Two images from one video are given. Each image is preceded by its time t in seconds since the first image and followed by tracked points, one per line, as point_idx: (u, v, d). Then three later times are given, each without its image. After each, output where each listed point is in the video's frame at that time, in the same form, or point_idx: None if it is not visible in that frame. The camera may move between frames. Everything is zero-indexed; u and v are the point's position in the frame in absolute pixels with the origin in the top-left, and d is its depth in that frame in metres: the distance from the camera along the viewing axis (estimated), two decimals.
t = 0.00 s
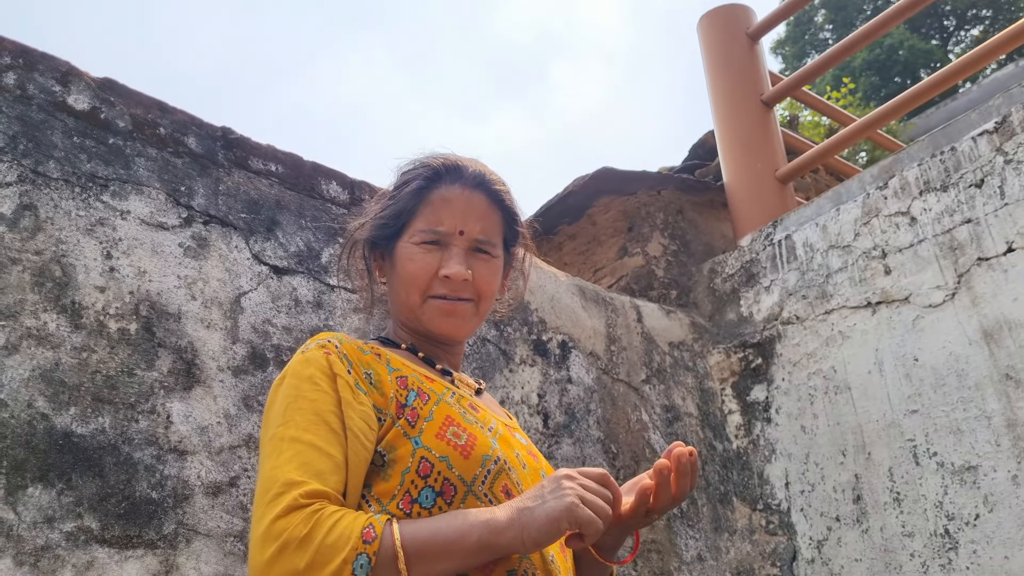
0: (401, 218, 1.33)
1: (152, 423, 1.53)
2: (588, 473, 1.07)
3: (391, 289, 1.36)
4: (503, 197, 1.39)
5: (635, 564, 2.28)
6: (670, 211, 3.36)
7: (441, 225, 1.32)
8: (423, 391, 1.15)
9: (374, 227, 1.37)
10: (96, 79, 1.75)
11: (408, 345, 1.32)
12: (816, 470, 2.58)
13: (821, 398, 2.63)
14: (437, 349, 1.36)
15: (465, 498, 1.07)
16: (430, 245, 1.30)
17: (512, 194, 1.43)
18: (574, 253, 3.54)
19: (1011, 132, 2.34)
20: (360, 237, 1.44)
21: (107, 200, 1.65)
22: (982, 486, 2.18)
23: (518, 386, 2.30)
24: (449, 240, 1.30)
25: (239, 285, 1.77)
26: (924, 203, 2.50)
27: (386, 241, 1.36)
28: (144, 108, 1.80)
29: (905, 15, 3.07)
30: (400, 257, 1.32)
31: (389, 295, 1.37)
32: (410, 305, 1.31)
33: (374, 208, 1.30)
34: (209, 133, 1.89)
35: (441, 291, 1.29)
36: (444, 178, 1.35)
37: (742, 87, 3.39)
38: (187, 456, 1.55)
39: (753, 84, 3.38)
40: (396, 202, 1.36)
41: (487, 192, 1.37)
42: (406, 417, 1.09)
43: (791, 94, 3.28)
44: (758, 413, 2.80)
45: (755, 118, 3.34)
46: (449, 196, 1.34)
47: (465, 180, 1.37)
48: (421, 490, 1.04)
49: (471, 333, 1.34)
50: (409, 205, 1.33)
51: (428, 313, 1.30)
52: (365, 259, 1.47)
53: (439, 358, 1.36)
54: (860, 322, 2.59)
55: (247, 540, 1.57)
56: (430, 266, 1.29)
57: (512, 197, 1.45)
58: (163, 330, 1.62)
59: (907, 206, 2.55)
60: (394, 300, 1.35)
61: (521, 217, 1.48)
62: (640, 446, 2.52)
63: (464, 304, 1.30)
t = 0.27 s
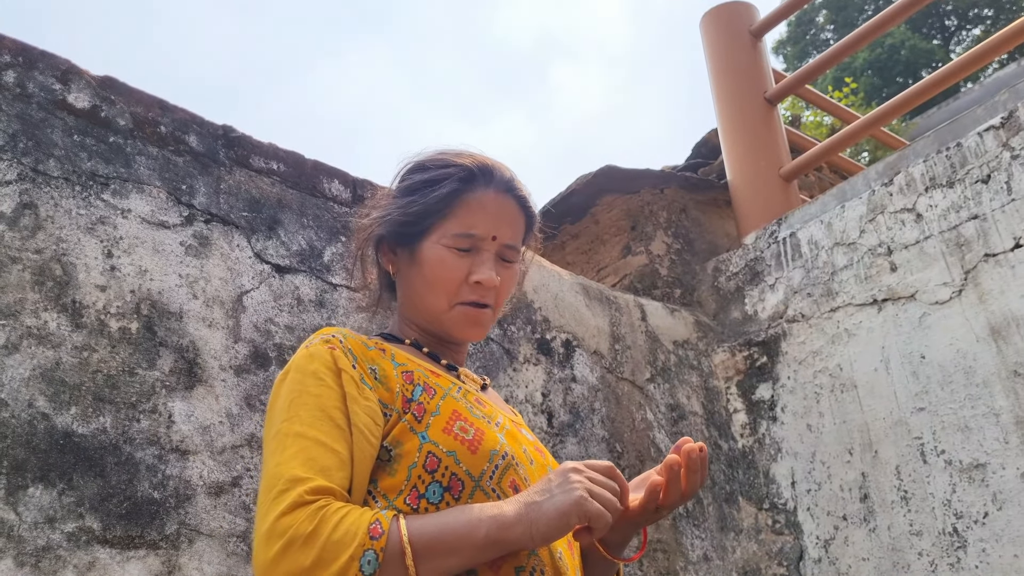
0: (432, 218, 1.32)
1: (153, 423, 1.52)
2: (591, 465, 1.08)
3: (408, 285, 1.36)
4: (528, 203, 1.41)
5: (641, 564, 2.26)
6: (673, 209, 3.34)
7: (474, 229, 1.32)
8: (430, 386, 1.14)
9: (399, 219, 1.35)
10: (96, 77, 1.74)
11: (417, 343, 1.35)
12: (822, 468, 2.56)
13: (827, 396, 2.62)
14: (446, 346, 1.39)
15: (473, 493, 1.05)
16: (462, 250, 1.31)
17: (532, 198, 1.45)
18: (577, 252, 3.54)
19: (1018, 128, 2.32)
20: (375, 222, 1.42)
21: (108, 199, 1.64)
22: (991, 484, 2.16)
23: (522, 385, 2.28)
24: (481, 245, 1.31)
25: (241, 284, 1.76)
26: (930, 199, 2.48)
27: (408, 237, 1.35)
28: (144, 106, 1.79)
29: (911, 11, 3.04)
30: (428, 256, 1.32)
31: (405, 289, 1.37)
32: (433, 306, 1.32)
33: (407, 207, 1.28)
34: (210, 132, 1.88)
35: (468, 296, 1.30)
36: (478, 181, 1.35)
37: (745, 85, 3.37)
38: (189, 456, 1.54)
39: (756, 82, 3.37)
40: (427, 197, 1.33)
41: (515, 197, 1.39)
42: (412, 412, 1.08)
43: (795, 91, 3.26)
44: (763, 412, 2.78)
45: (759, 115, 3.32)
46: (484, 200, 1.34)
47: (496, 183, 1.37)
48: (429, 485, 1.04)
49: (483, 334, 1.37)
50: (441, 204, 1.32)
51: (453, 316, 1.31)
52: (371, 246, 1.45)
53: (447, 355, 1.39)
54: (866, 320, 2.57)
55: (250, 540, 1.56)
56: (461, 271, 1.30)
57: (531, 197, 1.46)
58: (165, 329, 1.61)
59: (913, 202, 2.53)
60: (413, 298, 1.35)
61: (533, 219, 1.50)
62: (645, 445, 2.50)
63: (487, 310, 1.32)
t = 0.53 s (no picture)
0: (446, 218, 1.32)
1: (154, 425, 1.51)
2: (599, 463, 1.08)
3: (419, 285, 1.35)
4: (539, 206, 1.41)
5: (645, 567, 2.25)
6: (676, 211, 3.33)
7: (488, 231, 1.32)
8: (436, 388, 1.13)
9: (413, 218, 1.34)
10: (96, 78, 1.73)
11: (423, 344, 1.33)
12: (826, 471, 2.55)
13: (830, 398, 2.60)
14: (452, 349, 1.38)
15: (480, 495, 1.05)
16: (475, 251, 1.30)
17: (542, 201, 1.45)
18: (579, 254, 3.53)
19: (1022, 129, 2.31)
20: (386, 220, 1.40)
21: (108, 200, 1.64)
22: (997, 487, 2.14)
23: (524, 387, 2.27)
24: (494, 247, 1.31)
25: (242, 286, 1.75)
26: (934, 201, 2.47)
27: (420, 236, 1.34)
28: (145, 107, 1.78)
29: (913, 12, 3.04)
30: (441, 256, 1.31)
31: (416, 288, 1.36)
32: (445, 307, 1.31)
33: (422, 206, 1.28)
34: (211, 133, 1.87)
35: (480, 298, 1.30)
36: (493, 183, 1.34)
37: (747, 86, 3.37)
38: (190, 458, 1.53)
39: (759, 83, 3.36)
40: (443, 196, 1.33)
41: (528, 200, 1.39)
42: (418, 414, 1.08)
43: (797, 92, 3.26)
44: (767, 414, 2.77)
45: (762, 116, 3.31)
46: (499, 202, 1.34)
47: (511, 185, 1.37)
48: (436, 487, 1.03)
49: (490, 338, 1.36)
50: (456, 205, 1.32)
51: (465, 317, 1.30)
52: (378, 244, 1.44)
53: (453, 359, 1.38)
54: (870, 321, 2.55)
55: (251, 543, 1.54)
56: (474, 272, 1.29)
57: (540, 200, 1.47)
58: (165, 330, 1.60)
59: (917, 203, 2.51)
60: (423, 298, 1.34)
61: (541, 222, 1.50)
62: (648, 448, 2.49)
63: (498, 312, 1.32)
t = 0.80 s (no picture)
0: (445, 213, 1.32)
1: (151, 427, 1.50)
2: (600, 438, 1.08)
3: (419, 283, 1.34)
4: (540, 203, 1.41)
5: (645, 568, 2.24)
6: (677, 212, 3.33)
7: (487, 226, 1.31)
8: (438, 388, 1.12)
9: (413, 215, 1.34)
10: (95, 79, 1.73)
11: (424, 343, 1.32)
12: (828, 473, 2.54)
13: (832, 400, 2.59)
14: (454, 348, 1.37)
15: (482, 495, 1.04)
16: (474, 246, 1.29)
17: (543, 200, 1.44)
18: (580, 256, 3.53)
19: None
20: (387, 219, 1.40)
21: (106, 200, 1.63)
22: (999, 489, 2.13)
23: (524, 389, 2.26)
24: (494, 241, 1.30)
25: (241, 287, 1.75)
26: (935, 202, 2.46)
27: (420, 233, 1.34)
28: (143, 107, 1.78)
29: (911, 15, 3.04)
30: (441, 252, 1.30)
31: (417, 286, 1.35)
32: (446, 304, 1.30)
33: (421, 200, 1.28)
34: (210, 134, 1.87)
35: (480, 293, 1.29)
36: (492, 179, 1.35)
37: (748, 87, 3.36)
38: (188, 460, 1.52)
39: (759, 84, 3.36)
40: (442, 192, 1.33)
41: (528, 197, 1.39)
42: (420, 413, 1.07)
43: (798, 94, 3.25)
44: (767, 416, 2.76)
45: (763, 118, 3.31)
46: (498, 197, 1.34)
47: (510, 181, 1.37)
48: (440, 487, 1.02)
49: (492, 336, 1.35)
50: (455, 200, 1.32)
51: (465, 313, 1.29)
52: (380, 245, 1.44)
53: (455, 358, 1.36)
54: (871, 323, 2.55)
55: (249, 546, 1.54)
56: (473, 267, 1.28)
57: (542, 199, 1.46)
58: (164, 332, 1.60)
59: (918, 205, 2.51)
60: (424, 295, 1.33)
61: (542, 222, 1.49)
62: (649, 450, 2.48)
63: (499, 307, 1.31)
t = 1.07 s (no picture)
0: (446, 217, 1.31)
1: (148, 429, 1.50)
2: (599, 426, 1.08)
3: (417, 285, 1.33)
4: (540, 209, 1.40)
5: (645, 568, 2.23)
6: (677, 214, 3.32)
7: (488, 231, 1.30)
8: (435, 390, 1.11)
9: (414, 216, 1.33)
10: (93, 80, 1.73)
11: (421, 345, 1.32)
12: (828, 476, 2.53)
13: (832, 402, 2.58)
14: (450, 350, 1.37)
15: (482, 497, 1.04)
16: (475, 251, 1.29)
17: (543, 205, 1.44)
18: (579, 259, 3.53)
19: None
20: (386, 219, 1.39)
21: (104, 202, 1.63)
22: (1000, 492, 2.12)
23: (524, 391, 2.26)
24: (494, 247, 1.29)
25: (239, 289, 1.74)
26: (936, 204, 2.45)
27: (420, 235, 1.33)
28: (141, 109, 1.78)
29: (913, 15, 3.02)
30: (441, 255, 1.29)
31: (415, 288, 1.34)
32: (444, 307, 1.29)
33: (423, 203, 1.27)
34: (208, 135, 1.86)
35: (480, 299, 1.28)
36: (495, 184, 1.34)
37: (748, 90, 3.35)
38: (185, 463, 1.51)
39: (760, 87, 3.35)
40: (443, 195, 1.32)
41: (529, 203, 1.38)
42: (419, 415, 1.06)
43: (798, 96, 3.24)
44: (768, 419, 2.75)
45: (763, 120, 3.30)
46: (500, 203, 1.33)
47: (512, 186, 1.37)
48: (438, 489, 1.02)
49: (489, 340, 1.35)
50: (457, 204, 1.31)
51: (463, 319, 1.29)
52: (378, 243, 1.43)
53: (451, 360, 1.36)
54: (872, 326, 2.54)
55: (246, 549, 1.53)
56: (474, 273, 1.28)
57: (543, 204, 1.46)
58: (161, 333, 1.59)
59: (919, 207, 2.50)
60: (421, 298, 1.32)
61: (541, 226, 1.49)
62: (649, 453, 2.47)
63: (497, 314, 1.30)
